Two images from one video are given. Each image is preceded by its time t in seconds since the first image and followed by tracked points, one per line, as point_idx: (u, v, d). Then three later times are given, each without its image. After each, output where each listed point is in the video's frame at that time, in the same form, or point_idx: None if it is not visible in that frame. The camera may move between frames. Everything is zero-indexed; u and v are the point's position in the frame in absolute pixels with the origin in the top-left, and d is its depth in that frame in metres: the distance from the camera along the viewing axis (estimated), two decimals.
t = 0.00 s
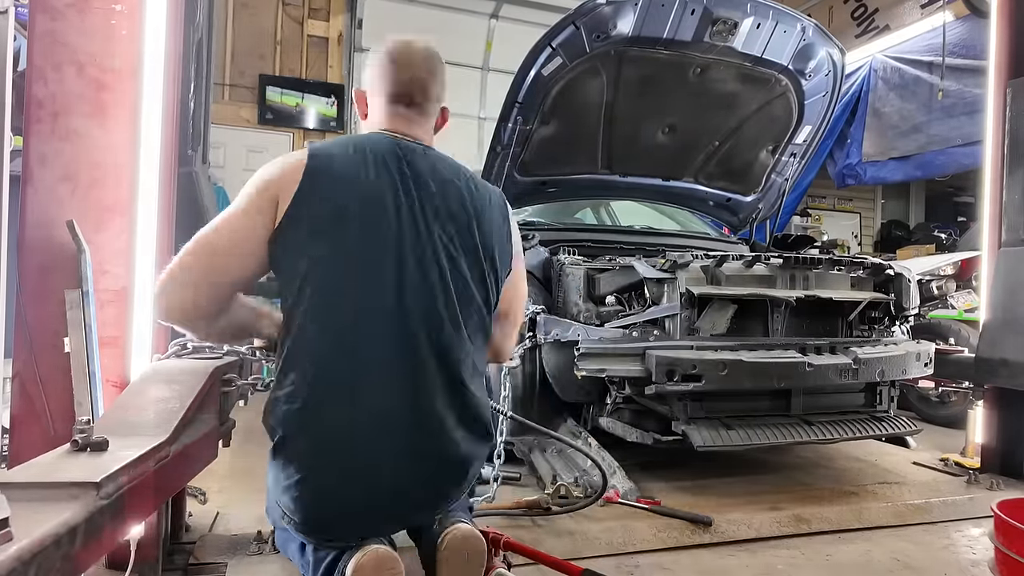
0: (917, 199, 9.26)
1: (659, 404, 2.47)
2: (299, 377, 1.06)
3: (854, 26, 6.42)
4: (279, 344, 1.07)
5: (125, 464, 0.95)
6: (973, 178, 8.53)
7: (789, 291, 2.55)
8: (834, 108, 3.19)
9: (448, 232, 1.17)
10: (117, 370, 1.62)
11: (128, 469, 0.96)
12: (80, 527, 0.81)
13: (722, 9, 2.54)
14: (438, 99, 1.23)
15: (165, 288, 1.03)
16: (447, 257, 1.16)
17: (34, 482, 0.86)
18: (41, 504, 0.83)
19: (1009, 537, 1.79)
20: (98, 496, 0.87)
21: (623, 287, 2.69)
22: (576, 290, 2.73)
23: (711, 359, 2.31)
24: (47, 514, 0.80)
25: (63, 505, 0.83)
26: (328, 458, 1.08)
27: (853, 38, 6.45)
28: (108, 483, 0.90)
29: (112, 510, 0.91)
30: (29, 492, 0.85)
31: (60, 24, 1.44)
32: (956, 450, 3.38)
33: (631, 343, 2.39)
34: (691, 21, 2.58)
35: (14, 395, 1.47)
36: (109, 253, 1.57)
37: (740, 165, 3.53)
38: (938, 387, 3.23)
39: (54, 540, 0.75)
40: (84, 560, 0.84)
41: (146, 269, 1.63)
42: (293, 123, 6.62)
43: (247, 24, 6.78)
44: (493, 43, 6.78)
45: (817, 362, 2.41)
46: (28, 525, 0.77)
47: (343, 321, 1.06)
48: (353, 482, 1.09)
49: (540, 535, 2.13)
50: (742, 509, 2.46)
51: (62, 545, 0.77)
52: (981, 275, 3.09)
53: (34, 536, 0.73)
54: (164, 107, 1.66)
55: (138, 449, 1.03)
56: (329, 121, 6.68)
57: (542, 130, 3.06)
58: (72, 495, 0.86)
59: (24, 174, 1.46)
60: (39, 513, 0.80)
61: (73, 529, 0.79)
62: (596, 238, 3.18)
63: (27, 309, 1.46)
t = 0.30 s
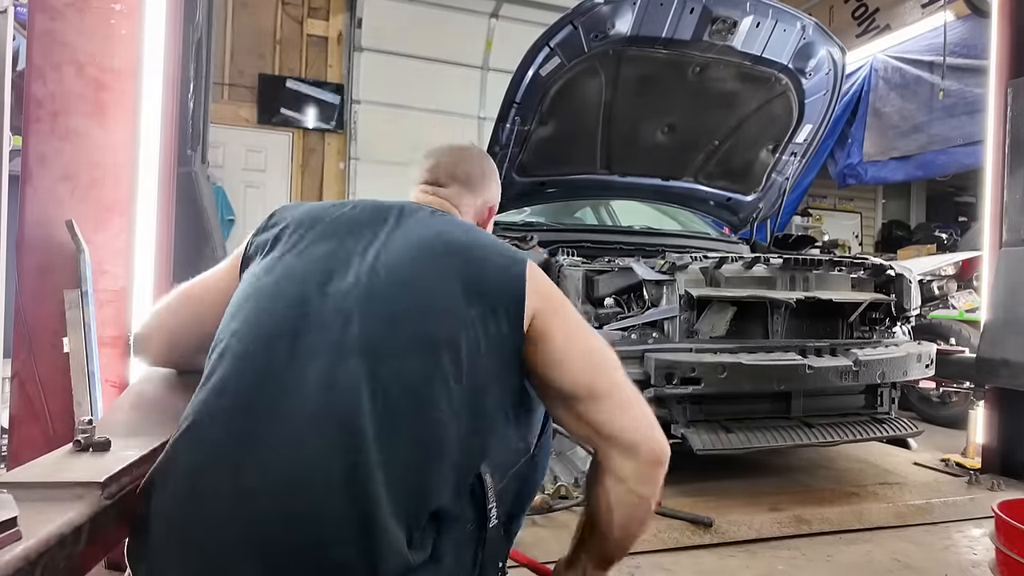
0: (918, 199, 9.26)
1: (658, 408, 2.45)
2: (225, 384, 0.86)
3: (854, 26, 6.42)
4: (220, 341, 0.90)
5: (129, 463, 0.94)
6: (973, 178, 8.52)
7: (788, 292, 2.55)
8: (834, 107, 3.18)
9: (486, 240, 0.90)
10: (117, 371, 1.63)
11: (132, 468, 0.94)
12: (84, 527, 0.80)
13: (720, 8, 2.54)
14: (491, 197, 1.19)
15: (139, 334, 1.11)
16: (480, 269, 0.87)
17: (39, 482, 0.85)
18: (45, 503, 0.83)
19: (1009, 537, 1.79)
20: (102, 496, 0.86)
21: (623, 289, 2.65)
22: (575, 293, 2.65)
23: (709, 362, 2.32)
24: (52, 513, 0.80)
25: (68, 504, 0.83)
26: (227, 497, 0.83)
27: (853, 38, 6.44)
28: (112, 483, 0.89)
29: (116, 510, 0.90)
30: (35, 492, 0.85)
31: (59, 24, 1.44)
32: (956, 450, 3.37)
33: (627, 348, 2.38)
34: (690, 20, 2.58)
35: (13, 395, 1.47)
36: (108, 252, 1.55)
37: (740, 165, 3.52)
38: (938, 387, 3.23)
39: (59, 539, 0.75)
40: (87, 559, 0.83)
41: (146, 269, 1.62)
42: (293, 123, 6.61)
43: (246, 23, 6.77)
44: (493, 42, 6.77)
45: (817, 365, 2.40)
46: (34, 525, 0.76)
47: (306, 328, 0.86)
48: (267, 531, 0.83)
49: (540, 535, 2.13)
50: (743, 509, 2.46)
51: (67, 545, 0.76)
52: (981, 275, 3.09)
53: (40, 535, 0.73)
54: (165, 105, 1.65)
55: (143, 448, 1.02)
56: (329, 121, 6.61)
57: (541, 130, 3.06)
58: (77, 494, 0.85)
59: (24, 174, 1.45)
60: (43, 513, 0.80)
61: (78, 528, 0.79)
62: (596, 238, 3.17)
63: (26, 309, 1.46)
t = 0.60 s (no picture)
0: (918, 199, 9.27)
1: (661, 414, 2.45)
2: (242, 390, 0.86)
3: (854, 26, 6.43)
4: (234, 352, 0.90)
5: (134, 461, 0.94)
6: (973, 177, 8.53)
7: (794, 296, 2.54)
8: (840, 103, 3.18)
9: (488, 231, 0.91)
10: (117, 371, 1.63)
11: (136, 466, 0.95)
12: (90, 524, 0.81)
13: (723, 5, 2.53)
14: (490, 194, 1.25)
15: (140, 337, 1.12)
16: (488, 259, 0.89)
17: (44, 480, 0.86)
18: (49, 501, 0.83)
19: (1009, 537, 1.79)
20: (107, 494, 0.87)
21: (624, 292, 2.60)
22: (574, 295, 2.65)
23: (714, 367, 2.32)
24: (57, 510, 0.80)
25: (72, 502, 0.84)
26: (255, 506, 0.82)
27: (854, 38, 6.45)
28: (117, 480, 0.90)
29: (121, 508, 0.90)
30: (40, 491, 0.85)
31: (60, 23, 1.44)
32: (956, 450, 3.37)
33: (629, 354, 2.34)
34: (691, 17, 2.58)
35: (13, 395, 1.47)
36: (109, 253, 1.56)
37: (743, 163, 3.52)
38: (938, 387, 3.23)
39: (65, 536, 0.76)
40: (92, 557, 0.83)
41: (146, 270, 1.63)
42: (293, 123, 6.61)
43: (246, 24, 6.77)
44: (493, 42, 6.78)
45: (824, 369, 2.41)
46: (39, 522, 0.77)
47: (322, 330, 0.86)
48: (294, 536, 0.82)
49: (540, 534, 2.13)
50: (743, 509, 2.46)
51: (73, 543, 0.77)
52: (981, 275, 3.08)
53: (46, 533, 0.74)
54: (165, 107, 1.66)
55: (146, 447, 1.02)
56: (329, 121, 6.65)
57: (540, 130, 3.06)
58: (81, 493, 0.86)
59: (25, 174, 1.45)
60: (48, 510, 0.80)
61: (84, 525, 0.79)
62: (596, 239, 3.17)
63: (26, 310, 1.46)
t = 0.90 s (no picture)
0: (917, 198, 9.29)
1: (660, 417, 2.49)
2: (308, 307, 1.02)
3: (853, 26, 6.44)
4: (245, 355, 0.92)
5: (132, 462, 0.95)
6: (972, 178, 8.55)
7: (794, 297, 2.54)
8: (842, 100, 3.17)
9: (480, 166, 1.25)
10: (118, 370, 1.59)
11: (136, 466, 0.96)
12: (91, 523, 0.82)
13: (723, 2, 2.53)
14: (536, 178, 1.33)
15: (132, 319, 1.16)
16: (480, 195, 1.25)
17: (45, 480, 0.87)
18: (50, 501, 0.83)
19: (1009, 537, 1.79)
20: (107, 493, 0.88)
21: (622, 293, 2.72)
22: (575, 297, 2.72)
23: (711, 371, 2.31)
24: (59, 510, 0.81)
25: (73, 501, 0.84)
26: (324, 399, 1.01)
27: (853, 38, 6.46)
28: (118, 480, 0.91)
29: (122, 507, 0.91)
30: (41, 490, 0.86)
31: (60, 23, 1.44)
32: (955, 450, 3.38)
33: (631, 355, 2.35)
34: (691, 14, 2.58)
35: (15, 395, 1.48)
36: (109, 253, 1.57)
37: (744, 162, 3.53)
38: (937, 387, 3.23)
39: (67, 535, 0.76)
40: (95, 555, 0.84)
41: (146, 270, 1.64)
42: (293, 123, 6.62)
43: (246, 24, 6.77)
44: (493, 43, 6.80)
45: (824, 372, 2.41)
46: (41, 522, 0.77)
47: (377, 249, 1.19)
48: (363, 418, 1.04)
49: (541, 534, 2.13)
50: (742, 509, 2.46)
51: (75, 541, 0.77)
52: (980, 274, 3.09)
53: (48, 532, 0.74)
54: (164, 108, 1.67)
55: (145, 447, 1.03)
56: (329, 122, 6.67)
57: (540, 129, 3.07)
58: (82, 492, 0.86)
59: (25, 174, 1.45)
60: (49, 510, 0.81)
61: (85, 525, 0.80)
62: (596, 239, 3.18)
63: (28, 311, 1.46)
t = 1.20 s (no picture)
0: (917, 198, 9.30)
1: (660, 417, 2.49)
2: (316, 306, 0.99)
3: (853, 27, 6.44)
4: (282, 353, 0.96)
5: (132, 462, 0.95)
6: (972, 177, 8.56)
7: (794, 297, 2.54)
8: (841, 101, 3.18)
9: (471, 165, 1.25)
10: (118, 370, 1.60)
11: (136, 466, 0.96)
12: (91, 523, 0.82)
13: (723, 2, 2.53)
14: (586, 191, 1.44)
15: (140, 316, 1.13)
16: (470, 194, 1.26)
17: (45, 480, 0.86)
18: (49, 501, 0.83)
19: (1009, 537, 1.79)
20: (107, 493, 0.88)
21: (622, 293, 2.72)
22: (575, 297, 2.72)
23: (712, 371, 2.31)
24: (58, 510, 0.81)
25: (73, 502, 0.84)
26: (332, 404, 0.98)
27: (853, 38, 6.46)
28: (118, 480, 0.91)
29: (121, 508, 0.91)
30: (40, 490, 0.86)
31: (60, 23, 1.44)
32: (954, 450, 3.38)
33: (631, 355, 2.35)
34: (691, 14, 2.58)
35: (15, 395, 1.48)
36: (108, 253, 1.56)
37: (744, 163, 3.53)
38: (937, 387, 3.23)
39: (67, 535, 0.76)
40: (96, 555, 0.84)
41: (145, 270, 1.64)
42: (293, 123, 6.62)
43: (247, 23, 6.77)
44: (493, 43, 6.79)
45: (824, 372, 2.41)
46: (40, 522, 0.77)
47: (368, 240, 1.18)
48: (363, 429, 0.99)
49: (541, 534, 2.13)
50: (742, 509, 2.46)
51: (75, 541, 0.78)
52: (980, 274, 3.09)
53: (48, 532, 0.74)
54: (164, 108, 1.67)
55: (145, 447, 1.03)
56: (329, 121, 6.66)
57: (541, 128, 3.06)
58: (81, 492, 0.86)
59: (25, 174, 1.45)
60: (49, 510, 0.81)
61: (85, 524, 0.80)
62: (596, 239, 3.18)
63: (27, 311, 1.46)
